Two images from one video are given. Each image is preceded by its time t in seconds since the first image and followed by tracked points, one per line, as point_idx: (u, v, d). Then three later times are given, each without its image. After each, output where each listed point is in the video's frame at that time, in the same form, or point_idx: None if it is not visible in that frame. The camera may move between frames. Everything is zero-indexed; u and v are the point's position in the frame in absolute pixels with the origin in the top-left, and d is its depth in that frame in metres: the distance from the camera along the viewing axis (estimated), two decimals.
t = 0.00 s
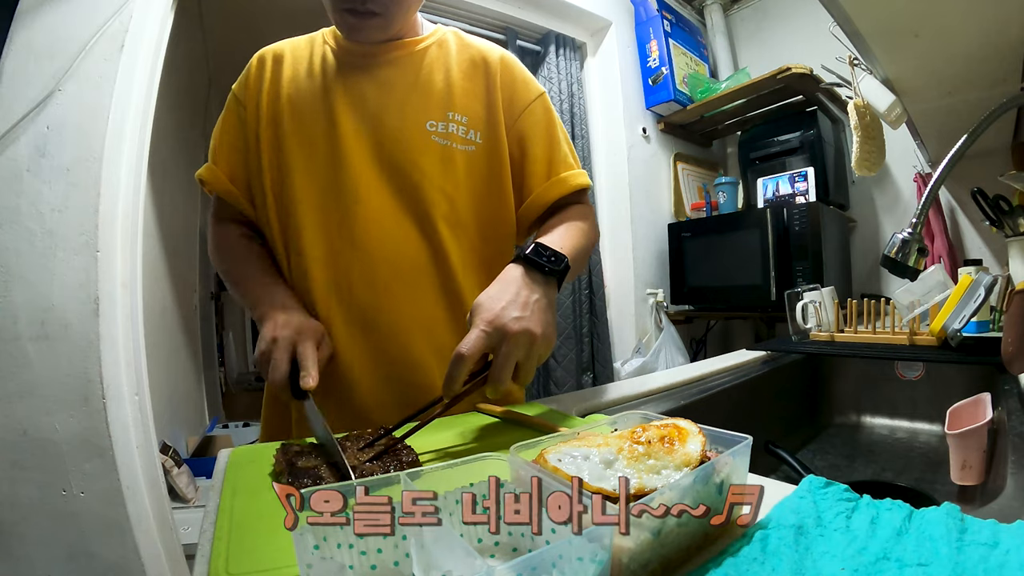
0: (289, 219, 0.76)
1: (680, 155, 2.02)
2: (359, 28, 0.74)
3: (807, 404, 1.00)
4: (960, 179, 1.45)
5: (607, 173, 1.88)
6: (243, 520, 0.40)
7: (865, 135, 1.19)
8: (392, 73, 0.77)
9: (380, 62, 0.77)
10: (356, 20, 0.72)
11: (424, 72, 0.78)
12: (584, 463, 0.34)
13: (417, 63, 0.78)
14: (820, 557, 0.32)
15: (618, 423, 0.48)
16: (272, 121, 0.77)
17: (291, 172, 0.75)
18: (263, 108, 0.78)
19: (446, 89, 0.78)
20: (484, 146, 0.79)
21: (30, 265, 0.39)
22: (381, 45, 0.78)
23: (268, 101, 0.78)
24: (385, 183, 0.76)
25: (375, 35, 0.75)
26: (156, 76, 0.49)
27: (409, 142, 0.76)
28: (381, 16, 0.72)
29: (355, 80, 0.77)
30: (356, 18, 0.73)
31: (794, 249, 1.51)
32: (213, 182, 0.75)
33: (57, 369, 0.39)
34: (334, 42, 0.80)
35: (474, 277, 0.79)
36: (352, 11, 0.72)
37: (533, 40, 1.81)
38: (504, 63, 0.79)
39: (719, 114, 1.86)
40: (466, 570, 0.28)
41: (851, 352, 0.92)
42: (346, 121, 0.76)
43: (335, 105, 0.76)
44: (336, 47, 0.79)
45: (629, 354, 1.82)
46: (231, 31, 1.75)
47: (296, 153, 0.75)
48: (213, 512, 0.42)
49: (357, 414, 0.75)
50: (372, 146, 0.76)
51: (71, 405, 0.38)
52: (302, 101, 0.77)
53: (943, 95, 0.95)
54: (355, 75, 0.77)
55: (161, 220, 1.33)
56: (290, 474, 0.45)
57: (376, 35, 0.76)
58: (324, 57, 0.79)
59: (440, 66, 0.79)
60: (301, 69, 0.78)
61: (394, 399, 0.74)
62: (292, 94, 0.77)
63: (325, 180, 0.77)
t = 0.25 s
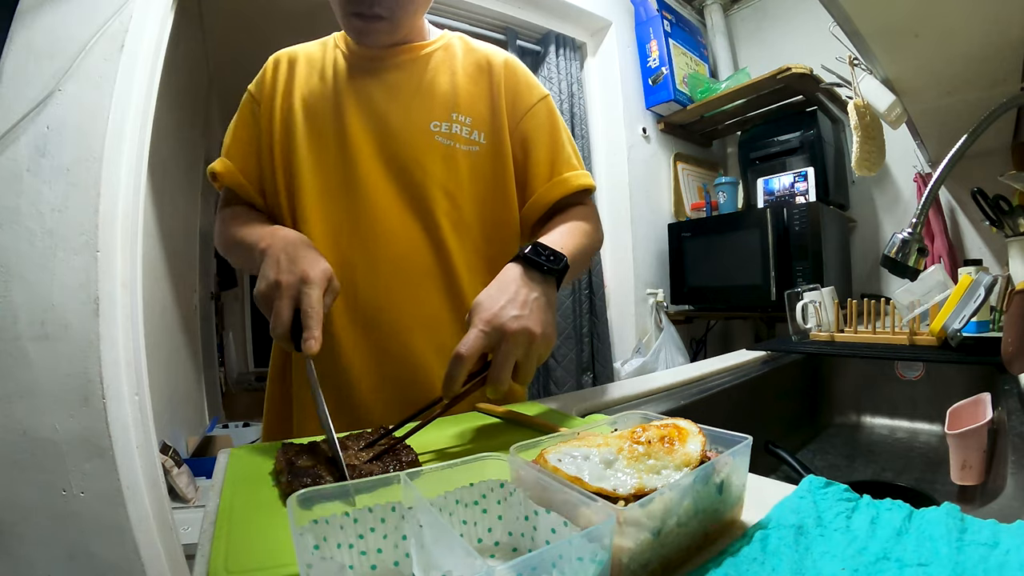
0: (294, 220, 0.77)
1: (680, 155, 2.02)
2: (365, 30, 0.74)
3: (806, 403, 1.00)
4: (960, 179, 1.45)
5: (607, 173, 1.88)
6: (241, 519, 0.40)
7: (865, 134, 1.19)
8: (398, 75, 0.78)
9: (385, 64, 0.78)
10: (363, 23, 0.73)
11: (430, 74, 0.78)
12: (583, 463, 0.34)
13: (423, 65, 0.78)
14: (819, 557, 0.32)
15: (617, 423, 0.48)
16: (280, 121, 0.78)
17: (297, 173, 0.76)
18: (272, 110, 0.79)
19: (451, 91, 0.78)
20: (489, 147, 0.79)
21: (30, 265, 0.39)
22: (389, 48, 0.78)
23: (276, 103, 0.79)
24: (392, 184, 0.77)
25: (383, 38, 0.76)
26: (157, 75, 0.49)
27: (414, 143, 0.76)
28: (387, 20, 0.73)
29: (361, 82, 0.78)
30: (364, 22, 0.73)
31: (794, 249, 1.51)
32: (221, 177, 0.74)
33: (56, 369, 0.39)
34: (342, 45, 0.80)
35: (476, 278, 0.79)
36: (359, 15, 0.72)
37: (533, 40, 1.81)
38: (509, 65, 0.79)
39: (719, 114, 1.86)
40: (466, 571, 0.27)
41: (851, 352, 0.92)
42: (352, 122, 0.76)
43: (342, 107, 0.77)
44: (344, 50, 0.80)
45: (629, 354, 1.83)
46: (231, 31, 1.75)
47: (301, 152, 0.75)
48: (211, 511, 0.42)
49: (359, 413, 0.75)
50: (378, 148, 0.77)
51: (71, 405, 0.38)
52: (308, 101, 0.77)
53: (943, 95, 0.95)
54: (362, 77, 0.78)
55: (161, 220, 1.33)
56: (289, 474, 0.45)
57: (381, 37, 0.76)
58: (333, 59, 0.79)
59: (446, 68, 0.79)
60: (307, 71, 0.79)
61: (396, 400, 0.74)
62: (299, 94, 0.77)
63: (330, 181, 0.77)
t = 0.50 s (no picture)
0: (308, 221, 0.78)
1: (680, 155, 2.02)
2: (373, 38, 0.74)
3: (806, 403, 1.00)
4: (960, 179, 1.45)
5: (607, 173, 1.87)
6: (240, 515, 0.40)
7: (865, 134, 1.19)
8: (408, 78, 0.78)
9: (396, 65, 0.78)
10: (371, 31, 0.73)
11: (440, 76, 0.78)
12: (583, 463, 0.34)
13: (433, 68, 0.78)
14: (819, 557, 0.32)
15: (618, 423, 0.48)
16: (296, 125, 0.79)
17: (311, 176, 0.77)
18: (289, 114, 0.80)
19: (461, 92, 0.78)
20: (499, 148, 0.79)
21: (30, 265, 0.39)
22: (398, 50, 0.78)
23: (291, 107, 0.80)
24: (402, 185, 0.77)
25: (394, 43, 0.75)
26: (157, 75, 0.49)
27: (424, 145, 0.76)
28: (396, 26, 0.72)
29: (372, 85, 0.78)
30: (372, 29, 0.73)
31: (794, 249, 1.51)
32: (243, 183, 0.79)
33: (56, 370, 0.38)
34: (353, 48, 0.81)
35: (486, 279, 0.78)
36: (369, 22, 0.72)
37: (533, 40, 1.81)
38: (519, 65, 0.78)
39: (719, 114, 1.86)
40: (466, 571, 0.27)
41: (851, 352, 0.92)
42: (362, 125, 0.76)
43: (352, 110, 0.77)
44: (356, 54, 0.80)
45: (629, 354, 1.83)
46: (231, 31, 1.75)
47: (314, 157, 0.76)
48: (212, 508, 0.42)
49: (371, 411, 0.76)
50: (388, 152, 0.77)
51: (71, 406, 0.38)
52: (321, 104, 0.78)
53: (944, 95, 0.95)
54: (372, 81, 0.78)
55: (161, 220, 1.33)
56: (287, 469, 0.45)
57: (392, 44, 0.75)
58: (345, 64, 0.80)
59: (455, 69, 0.79)
60: (321, 75, 0.80)
61: (408, 399, 0.75)
62: (312, 99, 0.78)
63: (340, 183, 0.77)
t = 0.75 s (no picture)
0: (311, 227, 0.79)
1: (680, 155, 2.02)
2: (370, 45, 0.75)
3: (806, 403, 1.00)
4: (960, 179, 1.45)
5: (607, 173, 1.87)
6: (240, 515, 0.40)
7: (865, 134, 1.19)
8: (406, 84, 0.78)
9: (394, 70, 0.78)
10: (368, 38, 0.74)
11: (438, 79, 0.78)
12: (584, 463, 0.34)
13: (430, 73, 0.78)
14: (819, 557, 0.32)
15: (618, 423, 0.48)
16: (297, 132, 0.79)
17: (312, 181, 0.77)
18: (290, 121, 0.80)
19: (459, 96, 0.78)
20: (499, 150, 0.79)
21: (30, 265, 0.39)
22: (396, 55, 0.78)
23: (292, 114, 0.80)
24: (403, 189, 0.77)
25: (392, 51, 0.76)
26: (157, 75, 0.49)
27: (423, 149, 0.76)
28: (392, 34, 0.73)
29: (370, 92, 0.78)
30: (369, 37, 0.74)
31: (793, 249, 1.51)
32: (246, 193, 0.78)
33: (56, 370, 0.39)
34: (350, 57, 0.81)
35: (487, 280, 0.78)
36: (365, 31, 0.73)
37: (533, 40, 1.81)
38: (516, 66, 0.78)
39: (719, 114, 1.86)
40: (466, 572, 0.27)
41: (850, 352, 0.92)
42: (362, 131, 0.76)
43: (351, 117, 0.77)
44: (353, 62, 0.80)
45: (629, 354, 1.83)
46: (231, 31, 1.75)
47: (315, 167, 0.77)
48: (212, 508, 0.42)
49: (378, 414, 0.76)
50: (388, 159, 0.77)
51: (71, 405, 0.38)
52: (321, 111, 0.78)
53: (944, 95, 0.95)
54: (370, 88, 0.78)
55: (161, 220, 1.33)
56: (287, 472, 0.45)
57: (388, 52, 0.76)
58: (342, 72, 0.80)
59: (453, 74, 0.79)
60: (321, 82, 0.80)
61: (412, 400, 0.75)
62: (311, 109, 0.78)
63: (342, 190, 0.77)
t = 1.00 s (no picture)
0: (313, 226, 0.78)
1: (680, 155, 2.02)
2: (366, 45, 0.74)
3: (806, 404, 1.00)
4: (960, 179, 1.46)
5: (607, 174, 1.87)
6: (240, 515, 0.40)
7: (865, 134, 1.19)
8: (409, 83, 0.78)
9: (397, 69, 0.78)
10: (364, 39, 0.73)
11: (440, 78, 0.78)
12: (584, 463, 0.34)
13: (433, 72, 0.78)
14: (819, 557, 0.32)
15: (618, 423, 0.48)
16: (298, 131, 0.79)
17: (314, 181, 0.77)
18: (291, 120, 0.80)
19: (462, 95, 0.78)
20: (502, 148, 0.79)
21: (29, 265, 0.39)
22: (399, 53, 0.78)
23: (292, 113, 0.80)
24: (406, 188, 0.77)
25: (388, 50, 0.76)
26: (157, 75, 0.49)
27: (426, 148, 0.76)
28: (388, 33, 0.73)
29: (372, 91, 0.78)
30: (365, 37, 0.73)
31: (793, 249, 1.51)
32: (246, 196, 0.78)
33: (56, 369, 0.39)
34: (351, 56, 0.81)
35: (491, 278, 0.78)
36: (360, 31, 0.73)
37: (533, 41, 1.81)
38: (519, 66, 0.78)
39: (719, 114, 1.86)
40: (466, 572, 0.27)
41: (851, 352, 0.92)
42: (364, 129, 0.76)
43: (353, 116, 0.76)
44: (354, 61, 0.80)
45: (629, 354, 1.83)
46: (231, 31, 1.75)
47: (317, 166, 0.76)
48: (212, 508, 0.42)
49: (381, 414, 0.76)
50: (390, 157, 0.77)
51: (71, 405, 0.38)
52: (323, 109, 0.78)
53: (944, 95, 0.95)
54: (372, 86, 0.78)
55: (161, 220, 1.33)
56: (286, 471, 0.44)
57: (385, 51, 0.76)
58: (344, 72, 0.80)
59: (455, 73, 0.79)
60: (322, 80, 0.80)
61: (414, 399, 0.75)
62: (313, 108, 0.78)
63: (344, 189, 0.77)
